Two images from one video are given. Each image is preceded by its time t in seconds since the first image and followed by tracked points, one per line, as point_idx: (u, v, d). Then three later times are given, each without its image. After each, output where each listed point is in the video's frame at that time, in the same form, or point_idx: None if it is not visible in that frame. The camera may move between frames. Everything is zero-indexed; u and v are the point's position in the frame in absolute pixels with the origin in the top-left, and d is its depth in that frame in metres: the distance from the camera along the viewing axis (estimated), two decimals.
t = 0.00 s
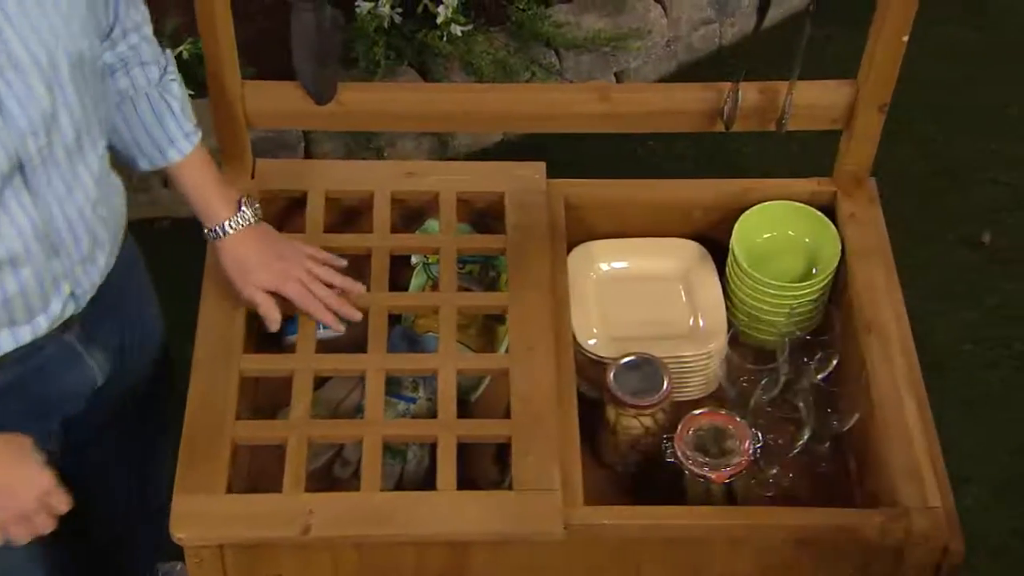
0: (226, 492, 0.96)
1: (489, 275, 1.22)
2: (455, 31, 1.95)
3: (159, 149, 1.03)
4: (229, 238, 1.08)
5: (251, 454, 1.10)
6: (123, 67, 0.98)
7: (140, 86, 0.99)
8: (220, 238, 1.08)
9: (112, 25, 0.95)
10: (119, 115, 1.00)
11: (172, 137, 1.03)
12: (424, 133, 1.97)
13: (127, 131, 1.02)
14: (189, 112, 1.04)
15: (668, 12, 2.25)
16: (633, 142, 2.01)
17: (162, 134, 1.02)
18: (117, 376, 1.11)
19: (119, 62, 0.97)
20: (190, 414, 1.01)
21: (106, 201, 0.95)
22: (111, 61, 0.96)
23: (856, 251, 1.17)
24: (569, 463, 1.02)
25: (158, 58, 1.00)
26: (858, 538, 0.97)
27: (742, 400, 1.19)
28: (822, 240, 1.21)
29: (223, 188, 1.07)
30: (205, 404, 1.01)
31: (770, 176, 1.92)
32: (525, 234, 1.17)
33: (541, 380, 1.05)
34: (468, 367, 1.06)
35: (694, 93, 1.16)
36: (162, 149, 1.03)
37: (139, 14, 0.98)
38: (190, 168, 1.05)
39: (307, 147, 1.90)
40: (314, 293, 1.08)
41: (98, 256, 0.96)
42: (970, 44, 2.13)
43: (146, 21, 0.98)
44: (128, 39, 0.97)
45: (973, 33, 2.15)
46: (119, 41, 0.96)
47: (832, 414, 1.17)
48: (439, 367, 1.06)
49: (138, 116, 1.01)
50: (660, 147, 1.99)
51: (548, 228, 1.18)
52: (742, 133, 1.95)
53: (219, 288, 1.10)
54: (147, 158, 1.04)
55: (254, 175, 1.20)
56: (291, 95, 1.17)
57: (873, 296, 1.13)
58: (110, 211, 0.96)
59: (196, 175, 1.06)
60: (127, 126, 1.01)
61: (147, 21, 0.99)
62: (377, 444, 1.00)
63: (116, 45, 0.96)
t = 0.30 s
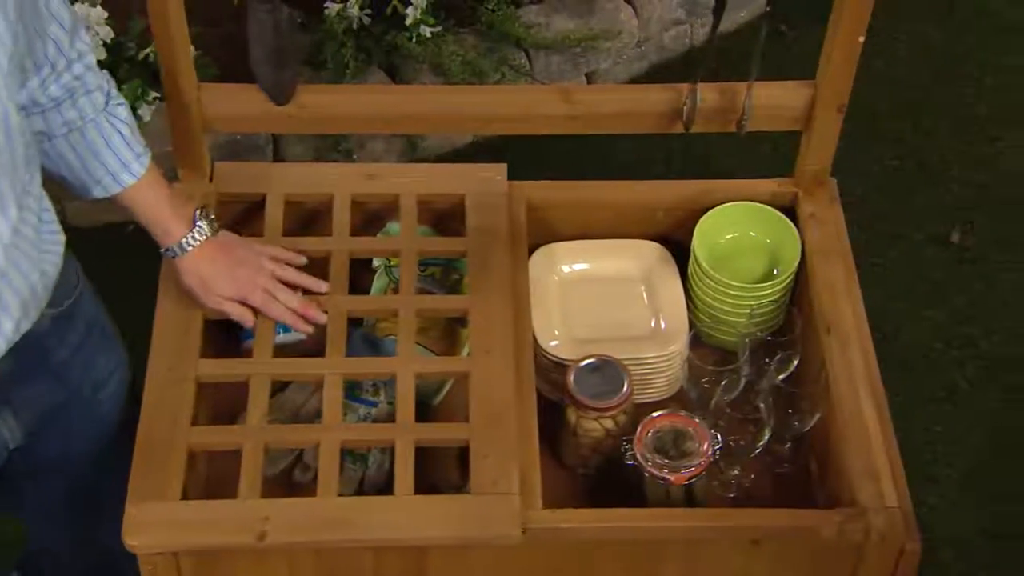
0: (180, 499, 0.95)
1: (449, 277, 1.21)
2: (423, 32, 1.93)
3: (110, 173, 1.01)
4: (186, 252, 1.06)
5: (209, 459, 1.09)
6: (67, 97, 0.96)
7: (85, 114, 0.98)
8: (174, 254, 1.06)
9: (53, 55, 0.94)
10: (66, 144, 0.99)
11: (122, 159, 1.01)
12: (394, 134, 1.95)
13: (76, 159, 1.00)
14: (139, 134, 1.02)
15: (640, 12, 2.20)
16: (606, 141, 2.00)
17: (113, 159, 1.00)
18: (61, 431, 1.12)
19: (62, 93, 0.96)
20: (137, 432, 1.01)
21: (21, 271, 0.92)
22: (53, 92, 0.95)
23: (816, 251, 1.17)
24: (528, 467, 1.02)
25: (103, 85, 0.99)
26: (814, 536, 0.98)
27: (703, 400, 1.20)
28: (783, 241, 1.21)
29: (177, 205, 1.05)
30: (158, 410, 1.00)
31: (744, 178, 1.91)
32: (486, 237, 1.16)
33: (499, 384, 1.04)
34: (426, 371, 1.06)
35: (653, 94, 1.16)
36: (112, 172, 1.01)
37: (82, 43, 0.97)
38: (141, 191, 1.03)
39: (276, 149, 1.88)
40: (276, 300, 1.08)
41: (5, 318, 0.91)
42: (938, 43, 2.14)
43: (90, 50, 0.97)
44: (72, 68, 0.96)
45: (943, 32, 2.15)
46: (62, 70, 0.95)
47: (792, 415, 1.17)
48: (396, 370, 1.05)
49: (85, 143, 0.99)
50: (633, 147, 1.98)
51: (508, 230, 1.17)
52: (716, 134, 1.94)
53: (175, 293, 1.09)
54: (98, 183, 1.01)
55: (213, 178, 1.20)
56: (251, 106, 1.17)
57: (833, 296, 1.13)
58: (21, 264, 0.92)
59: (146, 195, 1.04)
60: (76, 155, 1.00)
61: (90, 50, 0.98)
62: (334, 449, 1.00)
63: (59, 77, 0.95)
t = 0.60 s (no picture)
0: (132, 507, 0.95)
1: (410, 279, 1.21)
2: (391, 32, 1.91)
3: (110, 173, 0.97)
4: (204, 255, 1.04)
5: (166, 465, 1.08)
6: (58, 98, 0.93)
7: (79, 114, 0.95)
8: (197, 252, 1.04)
9: (40, 54, 0.91)
10: (63, 145, 0.96)
11: (122, 158, 0.97)
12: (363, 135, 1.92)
13: (75, 160, 0.97)
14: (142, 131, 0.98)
15: (609, 11, 2.14)
16: (576, 143, 1.96)
17: (111, 157, 0.96)
18: None
19: (52, 93, 0.93)
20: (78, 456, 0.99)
21: None
22: (42, 92, 0.92)
23: (775, 251, 1.17)
24: (484, 468, 1.02)
25: (99, 82, 0.96)
26: (769, 536, 0.98)
27: (663, 401, 1.20)
28: (742, 241, 1.21)
29: (186, 200, 1.03)
30: (109, 415, 1.00)
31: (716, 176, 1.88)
32: (444, 238, 1.16)
33: (457, 386, 1.04)
34: (382, 374, 1.05)
35: (610, 95, 1.16)
36: (112, 172, 0.97)
37: (76, 42, 0.94)
38: (150, 186, 1.00)
39: (244, 152, 1.86)
40: (313, 282, 1.07)
41: None
42: (906, 42, 2.14)
43: (82, 48, 0.94)
44: (62, 68, 0.93)
45: (912, 31, 2.16)
46: (52, 69, 0.92)
47: (751, 414, 1.17)
48: (352, 373, 1.04)
49: (82, 143, 0.96)
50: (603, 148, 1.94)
51: (466, 230, 1.17)
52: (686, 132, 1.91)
53: (127, 299, 1.08)
54: (100, 184, 0.98)
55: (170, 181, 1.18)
56: (206, 108, 1.15)
57: (791, 295, 1.13)
58: None
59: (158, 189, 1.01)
60: (75, 156, 0.96)
61: (84, 48, 0.95)
62: (289, 454, 0.99)
63: (48, 76, 0.92)
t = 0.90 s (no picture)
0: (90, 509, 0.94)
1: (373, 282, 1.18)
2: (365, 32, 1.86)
3: (235, 209, 0.97)
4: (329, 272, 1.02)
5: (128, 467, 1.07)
6: (175, 140, 0.93)
7: (200, 154, 0.94)
8: (326, 274, 1.02)
9: (144, 97, 0.91)
10: (190, 188, 0.95)
11: (244, 192, 0.97)
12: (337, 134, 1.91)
13: (201, 202, 0.96)
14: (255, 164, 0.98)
15: (584, 9, 2.14)
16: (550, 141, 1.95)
17: (235, 194, 0.96)
18: None
19: (167, 136, 0.92)
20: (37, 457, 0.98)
21: None
22: (155, 136, 0.92)
23: (739, 249, 1.17)
24: (446, 469, 1.01)
25: (210, 120, 0.95)
26: (732, 535, 0.98)
27: (628, 399, 1.20)
28: (707, 238, 1.21)
29: (309, 224, 1.02)
30: (67, 417, 0.99)
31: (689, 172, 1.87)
32: (408, 238, 1.15)
33: (420, 387, 1.03)
34: (343, 375, 1.04)
35: (574, 93, 1.16)
36: (238, 207, 0.97)
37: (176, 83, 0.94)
38: (274, 218, 0.99)
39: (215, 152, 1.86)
40: (433, 285, 1.05)
41: None
42: (881, 41, 2.15)
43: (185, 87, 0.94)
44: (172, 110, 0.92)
45: (886, 28, 2.16)
46: (162, 111, 0.91)
47: (717, 411, 1.17)
48: (313, 374, 1.04)
49: (207, 184, 0.95)
50: (577, 146, 1.93)
51: (430, 229, 1.16)
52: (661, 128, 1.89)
53: (87, 300, 1.07)
54: (227, 222, 0.98)
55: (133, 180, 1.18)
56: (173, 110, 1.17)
57: (756, 293, 1.13)
58: None
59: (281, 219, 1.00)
60: (201, 197, 0.96)
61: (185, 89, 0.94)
62: (249, 456, 0.98)
63: (158, 120, 0.91)
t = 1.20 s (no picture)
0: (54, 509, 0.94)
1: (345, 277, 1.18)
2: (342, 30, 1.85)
3: (229, 237, 0.97)
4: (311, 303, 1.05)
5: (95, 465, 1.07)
6: (179, 170, 0.93)
7: (201, 182, 0.94)
8: (311, 302, 1.04)
9: (155, 128, 0.91)
10: (187, 214, 0.95)
11: (239, 221, 0.97)
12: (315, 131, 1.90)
13: (195, 227, 0.96)
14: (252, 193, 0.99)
15: (563, 6, 2.13)
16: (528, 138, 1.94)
17: (230, 222, 0.96)
18: None
19: (172, 165, 0.92)
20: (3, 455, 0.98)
21: None
22: (161, 165, 0.92)
23: (710, 246, 1.17)
24: (414, 467, 1.01)
25: (212, 148, 0.96)
26: (701, 531, 0.98)
27: (600, 396, 1.19)
28: (679, 236, 1.21)
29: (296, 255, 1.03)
30: (32, 415, 0.98)
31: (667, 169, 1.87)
32: (378, 235, 1.15)
33: (389, 385, 1.03)
34: (312, 372, 1.04)
35: (544, 90, 1.15)
36: (230, 234, 0.97)
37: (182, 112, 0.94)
38: (263, 244, 1.00)
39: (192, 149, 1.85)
40: (414, 318, 1.08)
41: None
42: (860, 39, 2.15)
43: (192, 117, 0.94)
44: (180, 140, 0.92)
45: (864, 26, 2.17)
46: (170, 142, 0.92)
47: (688, 408, 1.17)
48: (281, 372, 1.03)
49: (204, 211, 0.95)
50: (555, 143, 1.93)
51: (400, 227, 1.16)
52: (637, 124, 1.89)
53: (53, 298, 1.06)
54: (219, 248, 0.98)
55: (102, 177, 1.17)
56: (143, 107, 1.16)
57: (726, 290, 1.13)
58: None
59: (270, 251, 1.01)
60: (195, 223, 0.96)
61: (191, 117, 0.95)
62: (215, 454, 0.98)
63: (166, 150, 0.92)
